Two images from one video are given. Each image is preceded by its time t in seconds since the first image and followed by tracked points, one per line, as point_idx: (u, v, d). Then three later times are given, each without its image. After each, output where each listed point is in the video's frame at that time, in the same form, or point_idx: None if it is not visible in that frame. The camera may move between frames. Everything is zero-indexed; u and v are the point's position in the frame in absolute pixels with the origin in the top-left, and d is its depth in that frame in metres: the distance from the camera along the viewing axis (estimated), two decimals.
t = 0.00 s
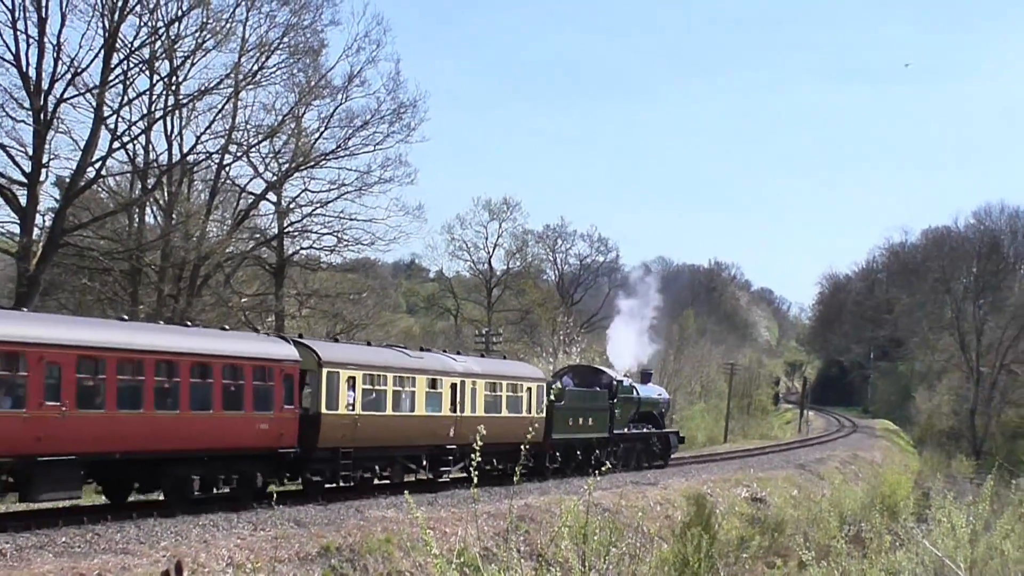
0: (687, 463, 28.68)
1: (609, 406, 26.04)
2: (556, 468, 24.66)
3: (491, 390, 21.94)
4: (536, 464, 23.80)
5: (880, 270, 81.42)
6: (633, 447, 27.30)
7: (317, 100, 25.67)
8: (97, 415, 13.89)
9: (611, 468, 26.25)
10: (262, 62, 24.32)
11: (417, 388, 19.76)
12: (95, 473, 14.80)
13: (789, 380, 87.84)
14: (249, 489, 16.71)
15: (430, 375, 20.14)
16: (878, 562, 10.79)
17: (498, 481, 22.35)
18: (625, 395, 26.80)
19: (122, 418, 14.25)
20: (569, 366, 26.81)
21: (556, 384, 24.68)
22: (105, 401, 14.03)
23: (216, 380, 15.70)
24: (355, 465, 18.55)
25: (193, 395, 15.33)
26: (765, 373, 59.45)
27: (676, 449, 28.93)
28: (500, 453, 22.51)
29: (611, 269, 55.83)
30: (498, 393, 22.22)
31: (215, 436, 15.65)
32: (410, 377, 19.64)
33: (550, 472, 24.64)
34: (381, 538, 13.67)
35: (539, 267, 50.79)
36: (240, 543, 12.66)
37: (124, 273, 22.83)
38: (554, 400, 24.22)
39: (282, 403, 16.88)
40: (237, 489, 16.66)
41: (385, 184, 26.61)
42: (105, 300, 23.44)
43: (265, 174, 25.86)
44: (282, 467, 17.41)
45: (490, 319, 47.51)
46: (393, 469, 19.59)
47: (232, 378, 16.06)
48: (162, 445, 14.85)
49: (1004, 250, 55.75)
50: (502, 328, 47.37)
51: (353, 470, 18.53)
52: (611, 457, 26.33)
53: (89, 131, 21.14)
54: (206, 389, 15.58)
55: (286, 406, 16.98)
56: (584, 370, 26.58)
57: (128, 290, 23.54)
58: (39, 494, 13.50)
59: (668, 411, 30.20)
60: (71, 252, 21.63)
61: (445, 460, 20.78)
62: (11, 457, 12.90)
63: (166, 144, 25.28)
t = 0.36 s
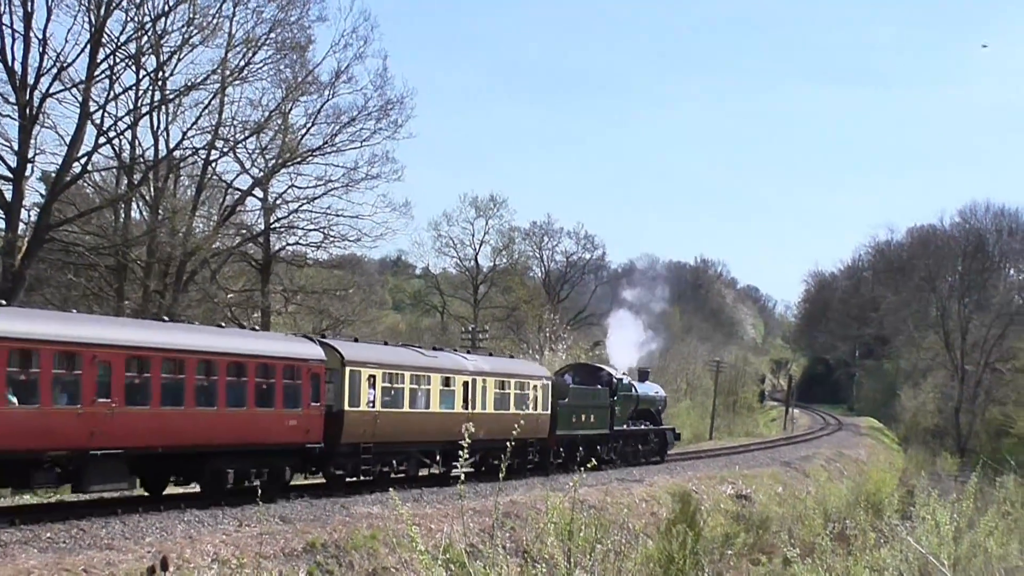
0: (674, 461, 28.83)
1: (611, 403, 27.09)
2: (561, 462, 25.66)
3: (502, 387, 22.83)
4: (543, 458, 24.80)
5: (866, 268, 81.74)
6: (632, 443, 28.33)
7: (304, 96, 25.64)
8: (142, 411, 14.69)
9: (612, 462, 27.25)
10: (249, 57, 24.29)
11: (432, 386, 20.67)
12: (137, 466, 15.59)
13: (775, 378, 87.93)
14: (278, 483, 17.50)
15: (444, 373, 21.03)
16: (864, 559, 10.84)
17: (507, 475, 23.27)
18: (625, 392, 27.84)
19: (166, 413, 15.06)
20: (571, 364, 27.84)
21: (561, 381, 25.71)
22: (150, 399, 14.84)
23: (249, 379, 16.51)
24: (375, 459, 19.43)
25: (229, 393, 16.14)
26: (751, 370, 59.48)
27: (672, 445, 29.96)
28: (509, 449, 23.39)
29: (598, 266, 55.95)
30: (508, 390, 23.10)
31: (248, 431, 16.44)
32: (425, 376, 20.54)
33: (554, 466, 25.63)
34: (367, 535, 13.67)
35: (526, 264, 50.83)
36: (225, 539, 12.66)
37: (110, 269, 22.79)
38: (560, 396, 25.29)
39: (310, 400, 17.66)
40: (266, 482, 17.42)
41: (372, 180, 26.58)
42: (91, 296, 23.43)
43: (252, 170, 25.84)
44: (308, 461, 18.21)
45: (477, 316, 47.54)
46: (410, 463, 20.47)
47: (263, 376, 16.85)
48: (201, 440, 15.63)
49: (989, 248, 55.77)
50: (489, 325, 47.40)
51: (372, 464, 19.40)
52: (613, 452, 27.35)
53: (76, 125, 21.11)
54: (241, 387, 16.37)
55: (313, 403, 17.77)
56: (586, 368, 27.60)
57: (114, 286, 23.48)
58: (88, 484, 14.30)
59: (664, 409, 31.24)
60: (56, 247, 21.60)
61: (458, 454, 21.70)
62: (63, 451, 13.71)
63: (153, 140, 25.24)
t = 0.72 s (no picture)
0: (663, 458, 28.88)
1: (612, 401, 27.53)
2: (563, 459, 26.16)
3: (514, 386, 23.63)
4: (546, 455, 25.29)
5: (853, 265, 81.90)
6: (633, 440, 28.79)
7: (292, 94, 25.63)
8: (185, 410, 15.40)
9: (613, 459, 27.74)
10: (236, 55, 24.25)
11: (446, 384, 21.41)
12: (176, 463, 16.31)
13: (762, 375, 88.00)
14: (307, 478, 18.26)
15: (458, 373, 21.78)
16: (851, 556, 10.85)
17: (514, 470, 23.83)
18: (627, 391, 28.30)
19: (206, 411, 15.76)
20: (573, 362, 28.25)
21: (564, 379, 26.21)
22: (192, 397, 15.55)
23: (280, 378, 17.26)
24: (393, 456, 20.14)
25: (264, 391, 16.92)
26: (739, 367, 59.52)
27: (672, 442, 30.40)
28: (516, 446, 23.95)
29: (586, 264, 55.98)
30: (518, 388, 23.85)
31: (280, 428, 17.20)
32: (440, 375, 21.29)
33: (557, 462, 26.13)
34: (355, 532, 13.67)
35: (514, 262, 50.83)
36: (214, 537, 12.65)
37: (97, 267, 22.73)
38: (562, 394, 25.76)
39: (334, 398, 18.43)
40: (295, 478, 18.21)
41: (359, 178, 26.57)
42: (78, 293, 23.36)
43: (239, 168, 25.80)
44: (333, 458, 19.04)
45: (464, 313, 47.50)
46: (426, 459, 21.19)
47: (293, 375, 17.61)
48: (236, 437, 16.34)
49: (976, 244, 55.69)
50: (477, 322, 47.35)
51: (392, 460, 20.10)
52: (613, 449, 27.79)
53: (63, 123, 21.05)
54: (272, 386, 17.14)
55: (338, 402, 18.55)
56: (588, 366, 28.01)
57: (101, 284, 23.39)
58: (135, 478, 14.93)
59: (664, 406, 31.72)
60: (43, 245, 21.52)
61: (471, 451, 22.41)
62: (114, 446, 14.45)
63: (140, 137, 25.19)
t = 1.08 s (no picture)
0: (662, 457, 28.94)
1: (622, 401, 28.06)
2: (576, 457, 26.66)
3: (537, 386, 24.24)
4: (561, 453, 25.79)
5: (851, 264, 81.96)
6: (643, 440, 29.29)
7: (291, 92, 25.60)
8: (230, 409, 16.30)
9: (624, 457, 28.24)
10: (235, 54, 24.24)
11: (470, 385, 22.08)
12: (221, 460, 17.29)
13: (760, 375, 87.93)
14: (339, 474, 19.18)
15: (481, 373, 22.46)
16: (849, 555, 10.86)
17: (530, 468, 24.37)
18: (637, 391, 28.84)
19: (249, 410, 16.65)
20: (585, 364, 28.78)
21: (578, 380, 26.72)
22: (237, 397, 16.45)
23: (316, 379, 18.13)
24: (418, 453, 20.87)
25: (302, 391, 17.81)
26: (737, 367, 59.50)
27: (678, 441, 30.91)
28: (532, 444, 24.50)
29: (584, 263, 56.01)
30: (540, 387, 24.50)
31: (317, 426, 18.08)
32: (464, 375, 21.96)
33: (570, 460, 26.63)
34: (353, 531, 13.68)
35: (512, 261, 50.84)
36: (212, 536, 12.65)
37: (95, 265, 22.74)
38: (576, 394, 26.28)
39: (367, 398, 19.29)
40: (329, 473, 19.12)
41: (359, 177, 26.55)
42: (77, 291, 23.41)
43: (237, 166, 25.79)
44: (365, 455, 19.85)
45: (463, 312, 47.52)
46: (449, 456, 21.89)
47: (328, 377, 18.47)
48: (277, 435, 17.25)
49: (974, 244, 55.58)
50: (476, 321, 47.34)
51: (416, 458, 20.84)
52: (624, 448, 28.29)
53: (61, 122, 21.04)
54: (310, 386, 18.02)
55: (370, 402, 19.37)
56: (599, 368, 28.55)
57: (98, 283, 23.39)
58: (185, 473, 16.03)
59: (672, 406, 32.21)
60: (42, 244, 21.54)
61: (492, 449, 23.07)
62: (165, 443, 15.39)
63: (138, 136, 25.17)
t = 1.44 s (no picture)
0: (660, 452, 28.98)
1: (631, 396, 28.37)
2: (587, 452, 26.91)
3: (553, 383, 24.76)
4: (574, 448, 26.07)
5: (847, 260, 82.02)
6: (651, 435, 29.60)
7: (286, 88, 25.58)
8: (269, 406, 16.88)
9: (633, 452, 28.53)
10: (231, 50, 24.23)
11: (488, 382, 22.59)
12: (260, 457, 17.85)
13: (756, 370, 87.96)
14: (368, 468, 19.75)
15: (498, 371, 22.98)
16: (844, 550, 10.88)
17: (544, 462, 24.68)
18: (645, 386, 29.19)
19: (286, 407, 17.21)
20: (593, 361, 29.11)
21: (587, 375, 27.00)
22: (276, 394, 17.03)
23: (348, 376, 18.72)
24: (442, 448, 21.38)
25: (335, 388, 18.39)
26: (733, 363, 59.49)
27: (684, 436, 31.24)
28: (545, 439, 24.81)
29: (580, 259, 56.01)
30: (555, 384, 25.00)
31: (349, 422, 18.63)
32: (483, 373, 22.52)
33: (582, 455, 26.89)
34: (349, 527, 13.69)
35: (509, 257, 50.82)
36: (207, 532, 12.65)
37: (91, 261, 22.72)
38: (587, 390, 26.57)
39: (395, 395, 19.86)
40: (358, 468, 19.67)
41: (354, 173, 26.52)
42: (72, 288, 23.35)
43: (232, 163, 25.79)
44: (392, 452, 20.37)
45: (459, 309, 47.52)
46: (470, 451, 22.40)
47: (359, 374, 19.05)
48: (312, 432, 17.81)
49: (969, 239, 55.50)
50: (472, 317, 47.32)
51: (440, 452, 21.36)
52: (633, 442, 28.58)
53: (57, 118, 21.02)
54: (342, 383, 18.59)
55: (396, 399, 19.91)
56: (607, 364, 28.87)
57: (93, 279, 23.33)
58: (230, 467, 16.56)
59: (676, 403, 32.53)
60: (37, 240, 21.51)
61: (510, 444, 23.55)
62: (211, 440, 15.95)
63: (134, 132, 25.17)
